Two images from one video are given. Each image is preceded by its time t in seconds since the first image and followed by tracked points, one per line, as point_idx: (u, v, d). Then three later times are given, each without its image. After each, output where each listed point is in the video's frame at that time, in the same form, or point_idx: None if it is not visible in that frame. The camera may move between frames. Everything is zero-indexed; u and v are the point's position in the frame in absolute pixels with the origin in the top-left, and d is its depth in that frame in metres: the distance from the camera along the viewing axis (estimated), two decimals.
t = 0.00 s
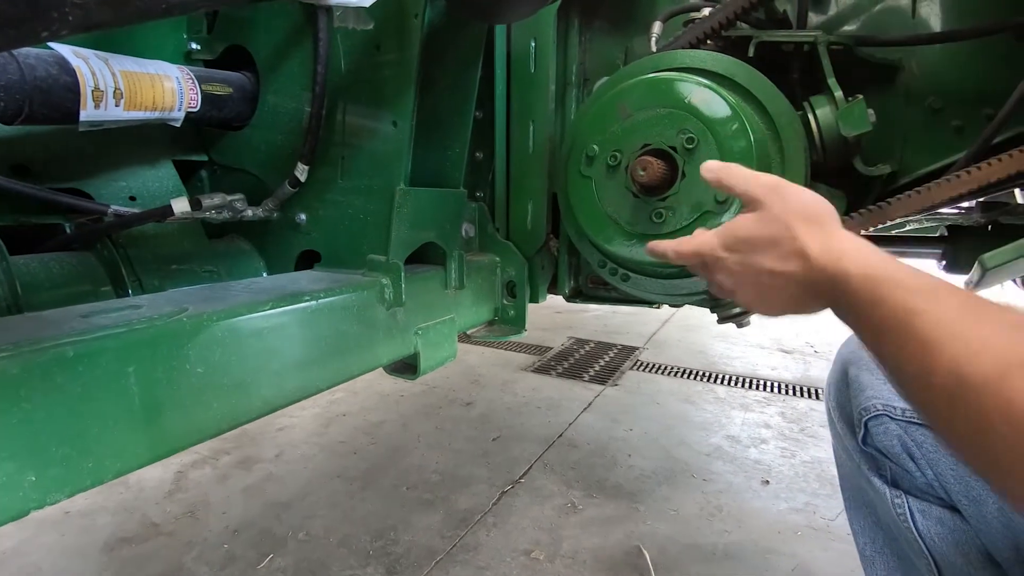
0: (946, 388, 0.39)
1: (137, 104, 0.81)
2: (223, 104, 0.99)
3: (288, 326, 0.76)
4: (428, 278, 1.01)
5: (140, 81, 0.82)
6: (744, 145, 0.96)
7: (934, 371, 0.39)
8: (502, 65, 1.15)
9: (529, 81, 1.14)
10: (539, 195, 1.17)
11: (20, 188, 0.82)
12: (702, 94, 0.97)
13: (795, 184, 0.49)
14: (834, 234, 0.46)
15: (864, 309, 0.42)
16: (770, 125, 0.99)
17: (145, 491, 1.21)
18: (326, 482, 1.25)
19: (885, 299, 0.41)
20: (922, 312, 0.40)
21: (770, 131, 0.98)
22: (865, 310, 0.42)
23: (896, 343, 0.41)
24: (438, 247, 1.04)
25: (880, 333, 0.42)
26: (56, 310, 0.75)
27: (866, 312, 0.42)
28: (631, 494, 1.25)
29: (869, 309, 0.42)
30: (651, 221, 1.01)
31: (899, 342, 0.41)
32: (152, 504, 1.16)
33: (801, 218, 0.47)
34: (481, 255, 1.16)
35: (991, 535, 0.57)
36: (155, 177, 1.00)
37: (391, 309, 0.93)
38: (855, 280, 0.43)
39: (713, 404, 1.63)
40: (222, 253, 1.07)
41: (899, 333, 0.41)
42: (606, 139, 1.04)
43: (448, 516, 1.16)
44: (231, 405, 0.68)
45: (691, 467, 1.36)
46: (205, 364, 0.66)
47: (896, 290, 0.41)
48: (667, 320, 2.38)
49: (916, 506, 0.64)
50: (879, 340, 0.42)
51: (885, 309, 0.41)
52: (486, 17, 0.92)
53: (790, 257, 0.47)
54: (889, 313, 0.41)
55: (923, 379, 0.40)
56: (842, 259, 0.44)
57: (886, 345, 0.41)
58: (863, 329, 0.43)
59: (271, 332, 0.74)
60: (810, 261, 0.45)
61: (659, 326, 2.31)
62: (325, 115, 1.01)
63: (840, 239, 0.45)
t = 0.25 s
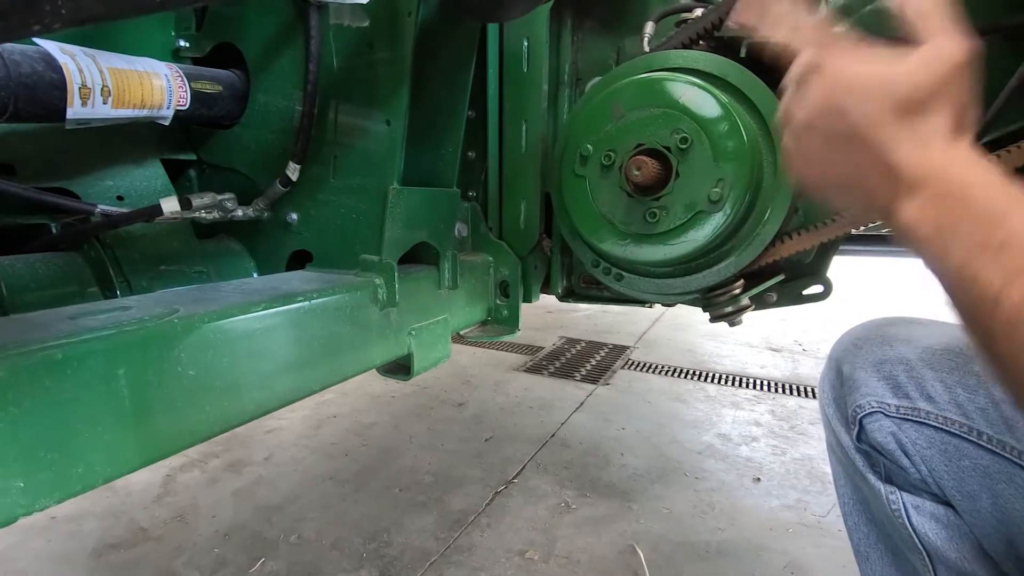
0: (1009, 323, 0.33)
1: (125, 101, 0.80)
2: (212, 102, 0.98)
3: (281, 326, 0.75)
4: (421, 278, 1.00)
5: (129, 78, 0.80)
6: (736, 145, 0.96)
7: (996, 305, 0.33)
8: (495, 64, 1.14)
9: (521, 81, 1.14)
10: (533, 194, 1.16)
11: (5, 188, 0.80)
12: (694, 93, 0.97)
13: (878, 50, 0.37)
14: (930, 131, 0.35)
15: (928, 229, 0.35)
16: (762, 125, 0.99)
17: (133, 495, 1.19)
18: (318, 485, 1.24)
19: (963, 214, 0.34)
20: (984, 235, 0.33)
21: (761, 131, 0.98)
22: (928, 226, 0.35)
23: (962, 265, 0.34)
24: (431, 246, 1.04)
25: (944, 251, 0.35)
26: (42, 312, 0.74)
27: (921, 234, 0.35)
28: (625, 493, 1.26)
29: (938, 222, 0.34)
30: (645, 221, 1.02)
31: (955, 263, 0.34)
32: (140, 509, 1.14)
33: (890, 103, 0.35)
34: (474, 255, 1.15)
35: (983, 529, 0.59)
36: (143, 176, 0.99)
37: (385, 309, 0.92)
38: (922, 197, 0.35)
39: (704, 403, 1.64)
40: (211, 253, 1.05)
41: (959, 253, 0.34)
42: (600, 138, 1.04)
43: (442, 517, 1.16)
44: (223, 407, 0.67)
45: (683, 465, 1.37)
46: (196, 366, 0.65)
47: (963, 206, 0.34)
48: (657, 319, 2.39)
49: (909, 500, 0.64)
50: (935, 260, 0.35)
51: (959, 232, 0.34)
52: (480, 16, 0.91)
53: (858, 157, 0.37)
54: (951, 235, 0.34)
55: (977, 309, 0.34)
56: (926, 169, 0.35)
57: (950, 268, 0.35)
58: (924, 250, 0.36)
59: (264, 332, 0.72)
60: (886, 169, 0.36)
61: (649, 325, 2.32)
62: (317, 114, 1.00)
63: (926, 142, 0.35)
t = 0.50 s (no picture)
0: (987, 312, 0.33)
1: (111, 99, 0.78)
2: (200, 100, 0.96)
3: (272, 327, 0.74)
4: (412, 278, 0.99)
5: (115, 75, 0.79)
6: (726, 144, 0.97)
7: (971, 290, 0.34)
8: (485, 64, 1.14)
9: (512, 80, 1.14)
10: (524, 194, 1.16)
11: None
12: (684, 93, 0.98)
13: (865, 41, 0.42)
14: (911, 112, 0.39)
15: (903, 225, 0.35)
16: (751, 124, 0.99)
17: (119, 499, 1.17)
18: (308, 487, 1.23)
19: (935, 207, 0.35)
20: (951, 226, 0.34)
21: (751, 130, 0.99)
22: (906, 219, 0.35)
23: (930, 253, 0.35)
24: (423, 246, 1.03)
25: (891, 215, 0.36)
26: (27, 313, 0.72)
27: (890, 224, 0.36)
28: (616, 491, 1.26)
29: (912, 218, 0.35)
30: (637, 220, 1.02)
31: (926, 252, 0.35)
32: (127, 512, 1.13)
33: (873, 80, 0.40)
34: (466, 254, 1.15)
35: (975, 522, 0.59)
36: (130, 175, 0.97)
37: (376, 309, 0.91)
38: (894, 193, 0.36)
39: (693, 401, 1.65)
40: (199, 253, 1.04)
41: (931, 243, 0.35)
42: (591, 138, 1.04)
43: (434, 517, 1.15)
44: (213, 409, 0.66)
45: (674, 463, 1.37)
46: (186, 367, 0.63)
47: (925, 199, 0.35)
48: (646, 318, 2.40)
49: (904, 495, 0.65)
50: (906, 250, 0.35)
51: (929, 221, 0.35)
52: (471, 14, 0.91)
53: (833, 151, 0.38)
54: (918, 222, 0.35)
55: (945, 296, 0.35)
56: (896, 161, 0.36)
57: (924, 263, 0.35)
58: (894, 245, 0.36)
59: (256, 333, 0.71)
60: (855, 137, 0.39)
61: (638, 324, 2.33)
62: (306, 112, 0.99)
63: (895, 139, 0.37)
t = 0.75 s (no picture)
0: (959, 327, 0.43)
1: (97, 96, 0.76)
2: (188, 98, 0.95)
3: (263, 328, 0.73)
4: (405, 278, 0.98)
5: (102, 72, 0.77)
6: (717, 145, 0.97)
7: (967, 323, 0.42)
8: (476, 63, 1.14)
9: (504, 80, 1.14)
10: (516, 194, 1.16)
11: None
12: (676, 93, 0.98)
13: (853, 90, 0.56)
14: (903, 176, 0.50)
15: (894, 259, 0.47)
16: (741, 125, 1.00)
17: (106, 504, 1.16)
18: (298, 489, 1.22)
19: (922, 245, 0.46)
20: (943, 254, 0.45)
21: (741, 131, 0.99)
22: (895, 254, 0.47)
23: (926, 284, 0.45)
24: (415, 246, 1.02)
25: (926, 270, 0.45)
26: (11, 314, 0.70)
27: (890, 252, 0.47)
28: (609, 490, 1.26)
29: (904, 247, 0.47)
30: (630, 220, 1.02)
31: (923, 281, 0.45)
32: (114, 517, 1.11)
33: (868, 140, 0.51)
34: (458, 254, 1.14)
35: (967, 517, 0.61)
36: (116, 174, 0.96)
37: (369, 310, 0.90)
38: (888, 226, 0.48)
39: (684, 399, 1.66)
40: (188, 253, 1.03)
41: (925, 273, 0.45)
42: (584, 138, 1.04)
43: (427, 518, 1.14)
44: (203, 412, 0.65)
45: (665, 461, 1.38)
46: (176, 370, 0.62)
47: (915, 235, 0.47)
48: (636, 318, 2.41)
49: (896, 492, 0.66)
50: (907, 279, 0.46)
51: (912, 251, 0.46)
52: (463, 12, 0.90)
53: (805, 204, 0.53)
54: (914, 254, 0.46)
55: (938, 321, 0.44)
56: (882, 200, 0.49)
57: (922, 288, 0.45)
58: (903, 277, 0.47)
59: (246, 335, 0.70)
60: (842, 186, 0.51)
61: (628, 324, 2.34)
62: (296, 112, 0.98)
63: (874, 180, 0.50)
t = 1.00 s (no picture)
0: (919, 322, 0.31)
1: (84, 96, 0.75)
2: (177, 97, 0.94)
3: (254, 329, 0.72)
4: (396, 278, 0.98)
5: (88, 71, 0.76)
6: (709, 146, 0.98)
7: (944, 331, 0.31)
8: (468, 63, 1.14)
9: (495, 79, 1.13)
10: (508, 193, 1.16)
11: None
12: (666, 93, 0.98)
13: (790, 108, 0.42)
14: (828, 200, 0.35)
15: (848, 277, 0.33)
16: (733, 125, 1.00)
17: (94, 508, 1.14)
18: (289, 491, 1.21)
19: (869, 261, 0.33)
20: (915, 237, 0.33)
21: (733, 132, 0.99)
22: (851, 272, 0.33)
23: (811, 253, 0.34)
24: (407, 246, 1.02)
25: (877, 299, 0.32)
26: None
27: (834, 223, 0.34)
28: (601, 490, 1.26)
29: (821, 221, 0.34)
30: (622, 220, 1.02)
31: (836, 260, 0.33)
32: (102, 521, 1.10)
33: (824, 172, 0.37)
34: (450, 254, 1.14)
35: (962, 515, 0.59)
36: (104, 173, 0.94)
37: (360, 311, 0.89)
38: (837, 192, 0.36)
39: (675, 398, 1.67)
40: (176, 254, 1.02)
41: (858, 248, 0.33)
42: (576, 138, 1.04)
43: (419, 519, 1.14)
44: (193, 415, 0.63)
45: (657, 460, 1.38)
46: (165, 372, 0.61)
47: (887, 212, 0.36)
48: (627, 317, 2.42)
49: (890, 489, 0.67)
50: (818, 258, 0.34)
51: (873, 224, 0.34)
52: (455, 12, 0.90)
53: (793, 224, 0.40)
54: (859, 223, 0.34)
55: (893, 346, 0.32)
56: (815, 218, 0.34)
57: (841, 279, 0.33)
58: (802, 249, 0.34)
59: (236, 336, 0.69)
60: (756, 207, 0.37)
61: (620, 323, 2.34)
62: (287, 111, 0.97)
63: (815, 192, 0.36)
